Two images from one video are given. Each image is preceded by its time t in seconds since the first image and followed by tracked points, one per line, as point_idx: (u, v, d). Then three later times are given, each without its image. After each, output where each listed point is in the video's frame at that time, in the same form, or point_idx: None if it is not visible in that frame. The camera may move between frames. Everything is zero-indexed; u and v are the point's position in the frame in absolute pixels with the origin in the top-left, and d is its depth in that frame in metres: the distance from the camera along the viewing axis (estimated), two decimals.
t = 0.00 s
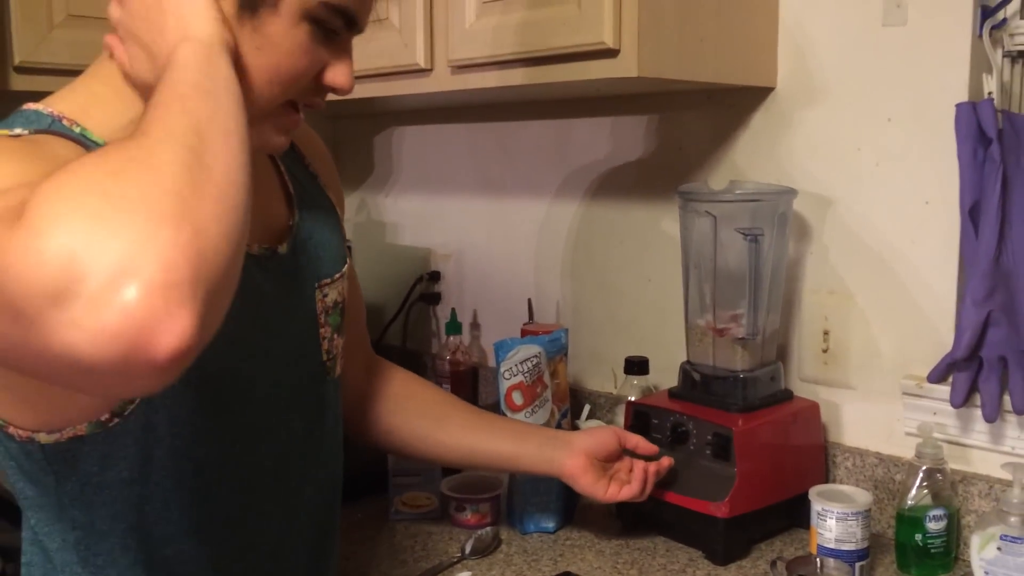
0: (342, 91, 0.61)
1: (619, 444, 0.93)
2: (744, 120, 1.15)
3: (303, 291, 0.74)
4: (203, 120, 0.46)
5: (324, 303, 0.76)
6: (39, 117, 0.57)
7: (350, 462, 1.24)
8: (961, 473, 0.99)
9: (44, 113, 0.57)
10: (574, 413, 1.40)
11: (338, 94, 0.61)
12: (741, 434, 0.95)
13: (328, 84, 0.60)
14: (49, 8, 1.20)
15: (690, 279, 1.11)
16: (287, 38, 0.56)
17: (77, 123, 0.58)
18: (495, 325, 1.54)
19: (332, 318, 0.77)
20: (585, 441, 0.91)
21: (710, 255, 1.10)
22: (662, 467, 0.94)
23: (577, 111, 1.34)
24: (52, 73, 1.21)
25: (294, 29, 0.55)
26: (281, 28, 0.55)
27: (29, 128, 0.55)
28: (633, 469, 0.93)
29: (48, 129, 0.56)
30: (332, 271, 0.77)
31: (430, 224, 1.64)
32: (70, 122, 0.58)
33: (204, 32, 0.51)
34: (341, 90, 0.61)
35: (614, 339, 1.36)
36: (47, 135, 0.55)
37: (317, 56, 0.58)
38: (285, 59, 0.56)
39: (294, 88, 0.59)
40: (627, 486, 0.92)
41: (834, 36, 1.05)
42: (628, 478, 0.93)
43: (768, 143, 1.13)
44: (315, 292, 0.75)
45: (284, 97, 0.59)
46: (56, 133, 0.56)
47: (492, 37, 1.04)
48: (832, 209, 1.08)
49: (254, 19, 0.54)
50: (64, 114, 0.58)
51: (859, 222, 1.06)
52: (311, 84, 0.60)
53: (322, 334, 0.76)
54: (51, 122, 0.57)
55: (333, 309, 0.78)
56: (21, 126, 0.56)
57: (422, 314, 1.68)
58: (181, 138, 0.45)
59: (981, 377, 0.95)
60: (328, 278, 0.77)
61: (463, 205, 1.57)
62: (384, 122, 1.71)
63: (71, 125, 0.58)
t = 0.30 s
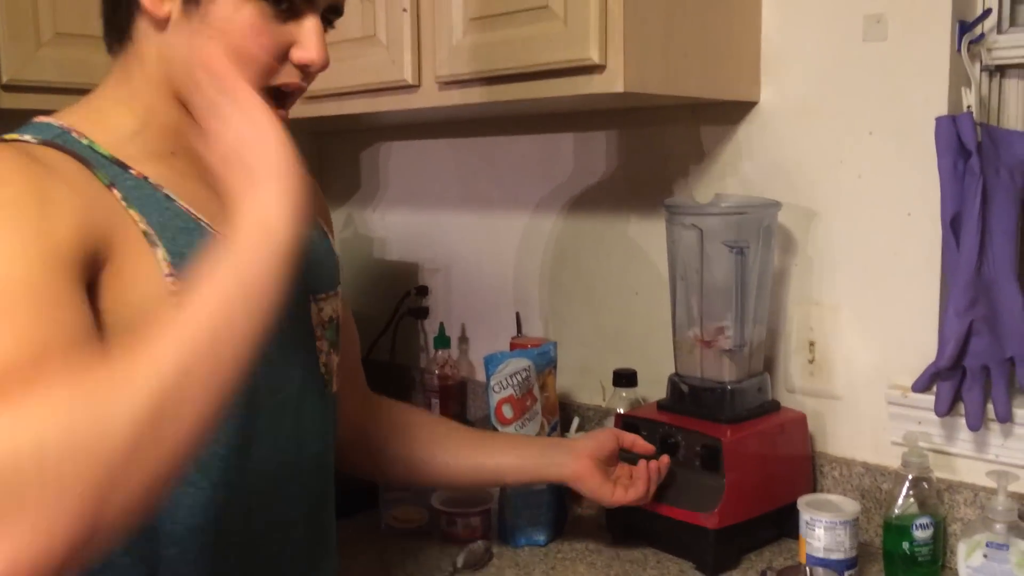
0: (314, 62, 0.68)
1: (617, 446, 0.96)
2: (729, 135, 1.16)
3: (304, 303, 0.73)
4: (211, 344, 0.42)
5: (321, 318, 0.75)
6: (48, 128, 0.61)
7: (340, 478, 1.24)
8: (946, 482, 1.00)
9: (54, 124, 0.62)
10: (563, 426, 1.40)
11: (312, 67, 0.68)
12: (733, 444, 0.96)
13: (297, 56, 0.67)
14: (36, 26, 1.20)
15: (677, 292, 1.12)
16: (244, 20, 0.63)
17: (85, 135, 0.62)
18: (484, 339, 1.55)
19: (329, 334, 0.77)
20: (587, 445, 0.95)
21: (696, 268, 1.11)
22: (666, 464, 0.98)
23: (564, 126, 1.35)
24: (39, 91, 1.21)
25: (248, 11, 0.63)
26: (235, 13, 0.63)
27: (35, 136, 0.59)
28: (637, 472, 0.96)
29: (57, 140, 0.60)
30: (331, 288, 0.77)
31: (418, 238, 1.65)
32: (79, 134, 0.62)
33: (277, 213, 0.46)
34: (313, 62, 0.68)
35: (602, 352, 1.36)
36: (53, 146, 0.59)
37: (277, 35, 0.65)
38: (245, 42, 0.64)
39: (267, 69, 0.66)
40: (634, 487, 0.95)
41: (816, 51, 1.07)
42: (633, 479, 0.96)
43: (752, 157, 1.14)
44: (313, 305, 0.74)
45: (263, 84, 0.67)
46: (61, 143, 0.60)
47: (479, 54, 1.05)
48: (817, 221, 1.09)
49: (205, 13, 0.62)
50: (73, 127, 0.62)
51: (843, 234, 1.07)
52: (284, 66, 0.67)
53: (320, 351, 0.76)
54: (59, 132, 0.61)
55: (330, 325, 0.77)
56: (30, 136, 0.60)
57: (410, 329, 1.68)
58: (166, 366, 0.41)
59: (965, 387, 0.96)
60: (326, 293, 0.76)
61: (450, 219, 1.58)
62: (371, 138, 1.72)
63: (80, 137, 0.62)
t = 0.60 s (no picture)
0: (247, 65, 0.72)
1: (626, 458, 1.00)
2: (731, 162, 1.17)
3: (310, 332, 0.78)
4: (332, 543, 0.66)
5: (328, 348, 0.81)
6: (72, 163, 0.70)
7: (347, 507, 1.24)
8: (952, 507, 1.00)
9: (77, 160, 0.71)
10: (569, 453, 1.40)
11: (248, 71, 0.72)
12: (739, 470, 0.96)
13: (231, 65, 0.72)
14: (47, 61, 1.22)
15: (682, 319, 1.13)
16: (170, 42, 0.70)
17: (104, 170, 0.71)
18: (488, 366, 1.55)
19: (337, 363, 0.82)
20: (597, 465, 0.98)
21: (700, 295, 1.11)
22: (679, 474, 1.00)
23: (567, 155, 1.36)
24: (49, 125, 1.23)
25: (171, 31, 0.70)
26: (161, 36, 0.70)
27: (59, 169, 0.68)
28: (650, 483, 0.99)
29: (78, 172, 0.69)
30: (338, 319, 0.83)
31: (422, 266, 1.66)
32: (99, 168, 0.71)
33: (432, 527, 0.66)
34: (246, 66, 0.72)
35: (607, 378, 1.37)
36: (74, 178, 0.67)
37: (206, 47, 0.71)
38: (175, 60, 0.70)
39: (202, 79, 0.71)
40: (647, 501, 0.97)
41: (815, 81, 1.08)
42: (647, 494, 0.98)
43: (754, 185, 1.15)
44: (319, 335, 0.79)
45: (207, 93, 0.72)
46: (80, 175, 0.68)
47: (483, 86, 1.07)
48: (820, 248, 1.10)
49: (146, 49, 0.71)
50: (94, 163, 0.71)
51: (846, 260, 1.08)
52: (224, 77, 0.72)
53: (325, 377, 0.81)
54: (82, 166, 0.70)
55: (340, 355, 0.82)
56: (55, 168, 0.69)
57: (415, 356, 1.69)
58: None
59: (970, 412, 0.97)
60: (334, 325, 0.82)
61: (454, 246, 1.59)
62: (375, 167, 1.73)
63: (101, 171, 0.71)
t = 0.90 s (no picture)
0: (244, 87, 0.73)
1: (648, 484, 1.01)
2: (739, 178, 1.18)
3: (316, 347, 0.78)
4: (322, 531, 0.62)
5: (336, 365, 0.81)
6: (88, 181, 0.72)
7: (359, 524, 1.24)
8: (967, 521, 1.00)
9: (93, 180, 0.73)
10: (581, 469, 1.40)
11: (245, 93, 0.73)
12: (751, 484, 0.96)
13: (230, 88, 0.73)
14: (62, 84, 1.24)
15: (692, 334, 1.13)
16: (172, 70, 0.73)
17: (119, 188, 0.73)
18: (499, 382, 1.55)
19: (343, 381, 0.82)
20: (617, 486, 0.99)
21: (710, 310, 1.11)
22: (693, 492, 1.00)
23: (575, 171, 1.37)
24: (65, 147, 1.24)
25: (173, 61, 0.73)
26: (164, 66, 0.73)
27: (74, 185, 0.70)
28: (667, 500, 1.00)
29: (94, 189, 0.71)
30: (347, 338, 0.83)
31: (433, 283, 1.66)
32: (115, 187, 0.72)
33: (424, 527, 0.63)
34: (243, 87, 0.73)
35: (618, 394, 1.37)
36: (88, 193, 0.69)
37: (204, 73, 0.73)
38: (177, 87, 0.72)
39: (203, 104, 0.73)
40: (666, 515, 0.98)
41: (822, 96, 1.09)
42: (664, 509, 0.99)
43: (763, 201, 1.16)
44: (328, 351, 0.80)
45: (209, 117, 0.73)
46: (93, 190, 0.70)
47: (492, 105, 1.08)
48: (828, 262, 1.10)
49: (153, 82, 0.74)
50: (111, 182, 0.73)
51: (855, 274, 1.08)
52: (225, 101, 0.73)
53: (331, 393, 0.81)
54: (97, 184, 0.72)
55: (346, 373, 0.82)
56: (74, 185, 0.71)
57: (426, 372, 1.69)
58: None
59: (982, 427, 0.97)
60: (342, 343, 0.82)
61: (464, 262, 1.60)
62: (385, 185, 1.75)
63: (116, 189, 0.72)
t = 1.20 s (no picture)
0: (275, 109, 0.75)
1: (671, 499, 1.00)
2: (761, 195, 1.18)
3: (332, 368, 0.79)
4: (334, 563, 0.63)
5: (354, 385, 0.81)
6: (114, 203, 0.74)
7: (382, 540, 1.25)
8: (994, 540, 0.99)
9: (120, 202, 0.74)
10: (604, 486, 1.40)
11: (275, 115, 0.75)
12: (775, 502, 0.96)
13: (260, 110, 0.75)
14: (93, 104, 1.26)
15: (715, 352, 1.13)
16: (204, 92, 0.75)
17: (144, 211, 0.74)
18: (521, 399, 1.56)
19: (361, 402, 0.82)
20: (641, 503, 0.99)
21: (733, 327, 1.12)
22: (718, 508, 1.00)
23: (596, 189, 1.38)
24: (96, 166, 1.27)
25: (205, 83, 0.75)
26: (196, 88, 0.75)
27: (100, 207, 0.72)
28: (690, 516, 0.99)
29: (119, 211, 0.72)
30: (367, 358, 0.83)
31: (455, 300, 1.68)
32: (139, 209, 0.74)
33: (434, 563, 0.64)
34: (273, 110, 0.75)
35: (641, 411, 1.37)
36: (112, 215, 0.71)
37: (236, 95, 0.75)
38: (208, 107, 0.74)
39: (233, 124, 0.74)
40: (690, 532, 0.98)
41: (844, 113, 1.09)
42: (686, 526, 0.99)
43: (786, 219, 1.16)
44: (345, 371, 0.80)
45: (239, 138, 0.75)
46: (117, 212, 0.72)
47: (514, 124, 1.09)
48: (852, 279, 1.10)
49: (184, 102, 0.75)
50: (137, 205, 0.75)
51: (878, 291, 1.08)
52: (255, 123, 0.75)
53: (349, 412, 0.81)
54: (122, 206, 0.73)
55: (365, 394, 0.83)
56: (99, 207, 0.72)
57: (449, 389, 1.70)
58: None
59: (1008, 445, 0.96)
60: (361, 362, 0.82)
61: (486, 279, 1.61)
62: (408, 203, 1.76)
63: (141, 212, 0.74)
